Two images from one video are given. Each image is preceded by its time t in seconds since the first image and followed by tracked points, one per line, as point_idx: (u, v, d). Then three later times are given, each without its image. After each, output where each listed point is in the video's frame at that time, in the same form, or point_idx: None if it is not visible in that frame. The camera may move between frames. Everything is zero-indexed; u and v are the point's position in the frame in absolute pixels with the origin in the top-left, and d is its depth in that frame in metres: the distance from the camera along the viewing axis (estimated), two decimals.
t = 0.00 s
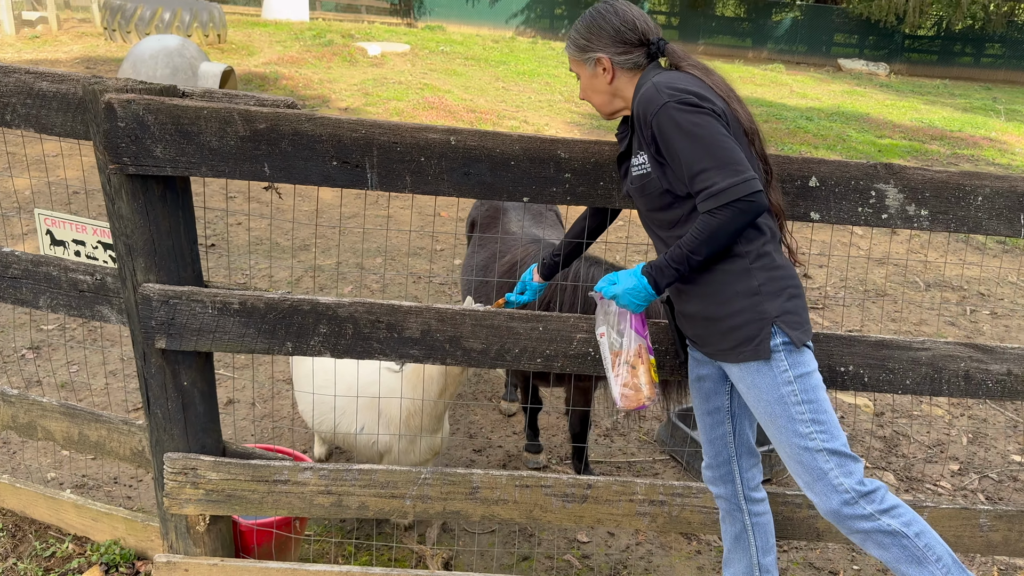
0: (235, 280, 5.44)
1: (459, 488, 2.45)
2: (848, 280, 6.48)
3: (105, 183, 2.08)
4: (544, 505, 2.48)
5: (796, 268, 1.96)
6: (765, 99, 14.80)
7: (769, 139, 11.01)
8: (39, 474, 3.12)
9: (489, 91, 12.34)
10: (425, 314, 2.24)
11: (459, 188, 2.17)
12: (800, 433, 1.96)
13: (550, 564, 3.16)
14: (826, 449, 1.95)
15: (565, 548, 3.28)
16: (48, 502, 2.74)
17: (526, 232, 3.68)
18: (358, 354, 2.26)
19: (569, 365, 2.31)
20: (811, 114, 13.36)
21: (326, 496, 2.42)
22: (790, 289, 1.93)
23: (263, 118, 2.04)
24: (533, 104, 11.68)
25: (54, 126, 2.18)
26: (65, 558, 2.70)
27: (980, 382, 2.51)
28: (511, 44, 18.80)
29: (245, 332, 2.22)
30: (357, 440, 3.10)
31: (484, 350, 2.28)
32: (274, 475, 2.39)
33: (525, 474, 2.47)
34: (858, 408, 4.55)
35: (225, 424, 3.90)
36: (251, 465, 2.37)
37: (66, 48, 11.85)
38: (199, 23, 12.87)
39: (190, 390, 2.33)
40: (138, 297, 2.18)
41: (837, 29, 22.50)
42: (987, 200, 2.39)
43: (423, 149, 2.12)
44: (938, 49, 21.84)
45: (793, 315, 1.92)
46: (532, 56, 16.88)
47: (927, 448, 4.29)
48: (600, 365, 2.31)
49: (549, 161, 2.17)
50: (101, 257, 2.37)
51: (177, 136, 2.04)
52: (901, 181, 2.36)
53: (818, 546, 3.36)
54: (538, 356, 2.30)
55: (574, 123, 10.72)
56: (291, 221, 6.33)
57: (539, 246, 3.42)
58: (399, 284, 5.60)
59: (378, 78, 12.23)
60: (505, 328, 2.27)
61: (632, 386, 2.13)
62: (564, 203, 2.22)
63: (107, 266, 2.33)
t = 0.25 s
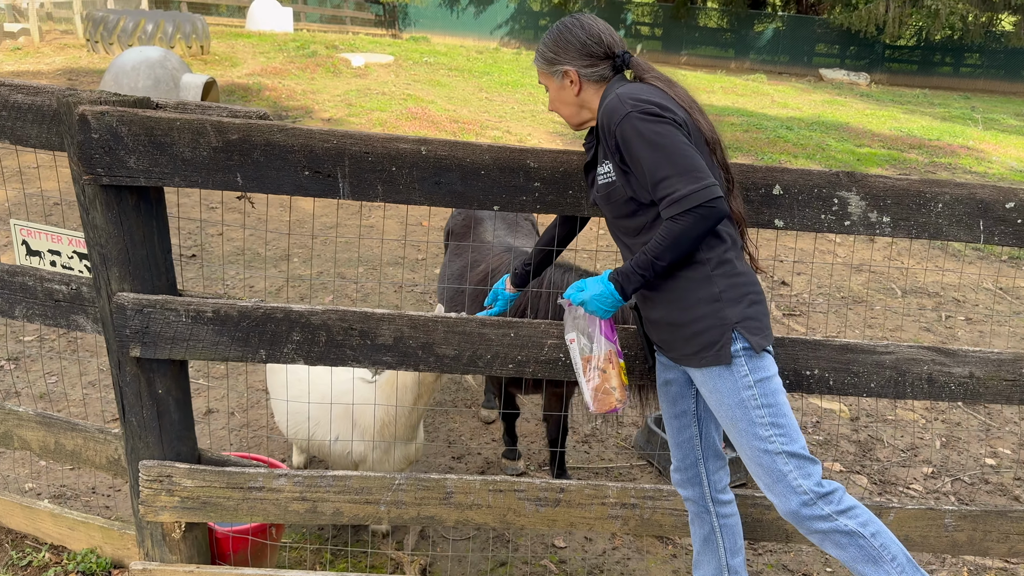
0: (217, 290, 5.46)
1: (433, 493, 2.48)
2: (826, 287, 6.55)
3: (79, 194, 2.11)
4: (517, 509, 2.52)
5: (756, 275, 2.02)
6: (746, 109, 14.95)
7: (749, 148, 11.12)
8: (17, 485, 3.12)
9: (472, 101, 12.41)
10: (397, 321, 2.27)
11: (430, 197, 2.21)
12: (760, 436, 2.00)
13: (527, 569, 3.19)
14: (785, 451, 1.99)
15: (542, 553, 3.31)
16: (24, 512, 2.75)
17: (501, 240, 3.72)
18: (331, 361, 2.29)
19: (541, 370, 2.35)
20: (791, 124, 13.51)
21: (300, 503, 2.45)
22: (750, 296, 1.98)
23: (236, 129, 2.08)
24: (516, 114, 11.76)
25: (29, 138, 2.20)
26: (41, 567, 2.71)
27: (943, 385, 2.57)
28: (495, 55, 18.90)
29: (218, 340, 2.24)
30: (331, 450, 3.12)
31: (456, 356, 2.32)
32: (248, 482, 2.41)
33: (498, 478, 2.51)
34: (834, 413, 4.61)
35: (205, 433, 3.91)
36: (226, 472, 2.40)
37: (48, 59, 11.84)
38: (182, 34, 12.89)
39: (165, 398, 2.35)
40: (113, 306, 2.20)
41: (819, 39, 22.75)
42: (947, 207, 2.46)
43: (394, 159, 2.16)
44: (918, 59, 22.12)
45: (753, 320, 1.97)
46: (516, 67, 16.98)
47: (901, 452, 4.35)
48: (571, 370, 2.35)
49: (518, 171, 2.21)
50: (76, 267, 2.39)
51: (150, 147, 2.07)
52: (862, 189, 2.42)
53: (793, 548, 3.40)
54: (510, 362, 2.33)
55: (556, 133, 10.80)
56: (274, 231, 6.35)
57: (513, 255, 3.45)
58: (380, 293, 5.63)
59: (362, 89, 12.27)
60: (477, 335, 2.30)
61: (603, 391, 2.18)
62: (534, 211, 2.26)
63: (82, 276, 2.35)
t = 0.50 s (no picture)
0: (203, 299, 5.47)
1: (414, 499, 2.51)
2: (809, 295, 6.62)
3: (62, 204, 2.14)
4: (497, 513, 2.55)
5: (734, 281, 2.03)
6: (732, 119, 15.07)
7: (735, 157, 11.21)
8: None
9: (460, 112, 12.48)
10: (378, 328, 2.31)
11: (409, 206, 2.25)
12: (736, 440, 2.04)
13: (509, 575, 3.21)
14: (761, 456, 2.02)
15: (525, 559, 3.33)
16: (8, 519, 2.76)
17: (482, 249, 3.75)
18: (312, 368, 2.32)
19: (520, 376, 2.39)
20: (776, 134, 13.64)
21: (282, 508, 2.47)
22: (728, 301, 2.00)
23: (216, 139, 2.11)
24: (504, 125, 11.83)
25: (12, 148, 2.23)
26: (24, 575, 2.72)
27: (915, 389, 2.61)
28: (484, 66, 19.00)
29: (200, 347, 2.27)
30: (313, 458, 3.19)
31: (436, 362, 2.35)
32: (230, 488, 2.44)
33: (478, 483, 2.54)
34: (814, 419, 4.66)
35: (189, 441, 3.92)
36: (208, 479, 2.42)
37: (35, 71, 11.84)
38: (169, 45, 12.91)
39: (147, 406, 2.38)
40: (95, 314, 2.23)
41: (805, 50, 22.94)
42: (917, 214, 2.51)
43: (373, 168, 2.20)
44: (904, 69, 22.34)
45: (731, 326, 1.99)
46: (504, 78, 17.07)
47: (881, 457, 4.40)
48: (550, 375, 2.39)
49: (495, 179, 2.25)
50: (59, 276, 2.41)
51: (132, 157, 2.10)
52: (833, 197, 2.47)
53: (773, 552, 3.44)
54: (489, 367, 2.37)
55: (544, 143, 10.87)
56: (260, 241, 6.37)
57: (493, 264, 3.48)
58: (366, 302, 5.66)
59: (350, 99, 12.32)
60: (457, 341, 2.34)
61: (570, 390, 2.26)
62: (511, 219, 2.30)
63: (66, 285, 2.38)
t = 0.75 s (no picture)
0: (194, 307, 5.49)
1: (403, 503, 2.54)
2: (797, 303, 6.68)
3: (55, 212, 2.17)
4: (486, 517, 2.58)
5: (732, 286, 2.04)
6: (722, 129, 15.17)
7: (724, 166, 11.30)
8: None
9: (452, 121, 12.54)
10: (367, 334, 2.34)
11: (398, 214, 2.28)
12: (734, 445, 2.03)
13: None
14: (758, 460, 2.02)
15: (514, 564, 3.35)
16: None
17: (472, 256, 3.76)
18: (302, 373, 2.35)
19: (508, 381, 2.42)
20: (766, 143, 13.75)
21: (272, 513, 2.49)
22: (726, 306, 2.01)
23: (207, 148, 2.15)
24: (495, 134, 11.89)
25: (5, 157, 2.26)
26: None
27: (897, 393, 2.65)
28: (475, 76, 19.10)
29: (191, 353, 2.30)
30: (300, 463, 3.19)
31: (425, 367, 2.38)
32: (221, 493, 2.46)
33: (467, 487, 2.57)
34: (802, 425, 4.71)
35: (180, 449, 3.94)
36: (199, 484, 2.45)
37: (27, 80, 11.85)
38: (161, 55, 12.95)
39: (138, 411, 2.40)
40: (87, 320, 2.25)
41: (794, 60, 23.12)
42: (897, 221, 2.56)
43: (362, 176, 2.24)
44: (893, 79, 22.54)
45: (729, 330, 2.00)
46: (496, 88, 17.15)
47: (868, 462, 4.44)
48: (538, 380, 2.42)
49: (483, 188, 2.29)
50: (52, 283, 2.43)
51: (124, 166, 2.13)
52: (815, 205, 2.52)
53: (760, 556, 3.47)
54: (478, 373, 2.40)
55: (534, 152, 10.94)
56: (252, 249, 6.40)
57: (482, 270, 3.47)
58: (357, 310, 5.69)
59: (342, 109, 12.37)
60: (445, 347, 2.38)
61: (568, 399, 2.27)
62: (499, 226, 2.34)
63: (58, 292, 2.41)
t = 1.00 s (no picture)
0: (191, 314, 5.52)
1: (401, 506, 2.57)
2: (790, 309, 6.74)
3: (58, 218, 2.20)
4: (482, 520, 2.61)
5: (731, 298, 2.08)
6: (714, 137, 15.27)
7: (718, 174, 11.38)
8: None
9: (446, 129, 12.60)
10: (365, 339, 2.38)
11: (396, 220, 2.32)
12: (731, 454, 2.07)
13: None
14: (753, 470, 2.06)
15: (510, 567, 3.38)
16: None
17: (468, 262, 3.80)
18: (301, 378, 2.38)
19: (504, 385, 2.46)
20: (759, 151, 13.85)
21: (271, 517, 2.52)
22: (725, 318, 2.05)
23: (209, 156, 2.18)
24: (489, 142, 11.96)
25: (8, 164, 2.29)
26: None
27: (887, 397, 2.70)
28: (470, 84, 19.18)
29: (192, 358, 2.33)
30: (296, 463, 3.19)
31: (422, 371, 2.42)
32: (221, 496, 2.49)
33: (464, 490, 2.61)
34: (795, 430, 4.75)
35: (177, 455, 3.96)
36: (199, 487, 2.47)
37: (22, 89, 11.86)
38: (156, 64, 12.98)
39: (139, 416, 2.43)
40: (89, 326, 2.28)
41: (786, 69, 23.27)
42: (886, 228, 2.61)
43: (361, 183, 2.27)
44: (884, 88, 22.73)
45: (729, 341, 2.04)
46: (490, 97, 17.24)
47: (860, 466, 4.49)
48: (533, 384, 2.46)
49: (479, 195, 2.34)
50: (53, 289, 2.47)
51: (127, 173, 2.17)
52: (805, 212, 2.57)
53: (753, 559, 3.51)
54: (474, 377, 2.44)
55: (529, 160, 11.00)
56: (248, 257, 6.43)
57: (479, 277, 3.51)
58: (353, 317, 5.72)
59: (337, 117, 12.42)
60: (442, 351, 2.41)
61: (590, 408, 2.22)
62: (495, 232, 2.38)
63: (59, 298, 2.44)
